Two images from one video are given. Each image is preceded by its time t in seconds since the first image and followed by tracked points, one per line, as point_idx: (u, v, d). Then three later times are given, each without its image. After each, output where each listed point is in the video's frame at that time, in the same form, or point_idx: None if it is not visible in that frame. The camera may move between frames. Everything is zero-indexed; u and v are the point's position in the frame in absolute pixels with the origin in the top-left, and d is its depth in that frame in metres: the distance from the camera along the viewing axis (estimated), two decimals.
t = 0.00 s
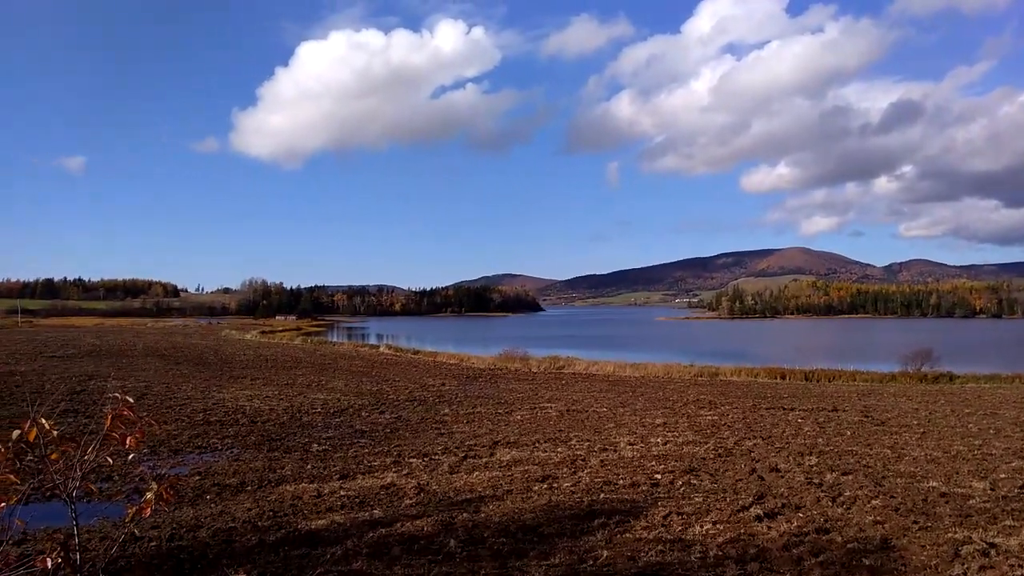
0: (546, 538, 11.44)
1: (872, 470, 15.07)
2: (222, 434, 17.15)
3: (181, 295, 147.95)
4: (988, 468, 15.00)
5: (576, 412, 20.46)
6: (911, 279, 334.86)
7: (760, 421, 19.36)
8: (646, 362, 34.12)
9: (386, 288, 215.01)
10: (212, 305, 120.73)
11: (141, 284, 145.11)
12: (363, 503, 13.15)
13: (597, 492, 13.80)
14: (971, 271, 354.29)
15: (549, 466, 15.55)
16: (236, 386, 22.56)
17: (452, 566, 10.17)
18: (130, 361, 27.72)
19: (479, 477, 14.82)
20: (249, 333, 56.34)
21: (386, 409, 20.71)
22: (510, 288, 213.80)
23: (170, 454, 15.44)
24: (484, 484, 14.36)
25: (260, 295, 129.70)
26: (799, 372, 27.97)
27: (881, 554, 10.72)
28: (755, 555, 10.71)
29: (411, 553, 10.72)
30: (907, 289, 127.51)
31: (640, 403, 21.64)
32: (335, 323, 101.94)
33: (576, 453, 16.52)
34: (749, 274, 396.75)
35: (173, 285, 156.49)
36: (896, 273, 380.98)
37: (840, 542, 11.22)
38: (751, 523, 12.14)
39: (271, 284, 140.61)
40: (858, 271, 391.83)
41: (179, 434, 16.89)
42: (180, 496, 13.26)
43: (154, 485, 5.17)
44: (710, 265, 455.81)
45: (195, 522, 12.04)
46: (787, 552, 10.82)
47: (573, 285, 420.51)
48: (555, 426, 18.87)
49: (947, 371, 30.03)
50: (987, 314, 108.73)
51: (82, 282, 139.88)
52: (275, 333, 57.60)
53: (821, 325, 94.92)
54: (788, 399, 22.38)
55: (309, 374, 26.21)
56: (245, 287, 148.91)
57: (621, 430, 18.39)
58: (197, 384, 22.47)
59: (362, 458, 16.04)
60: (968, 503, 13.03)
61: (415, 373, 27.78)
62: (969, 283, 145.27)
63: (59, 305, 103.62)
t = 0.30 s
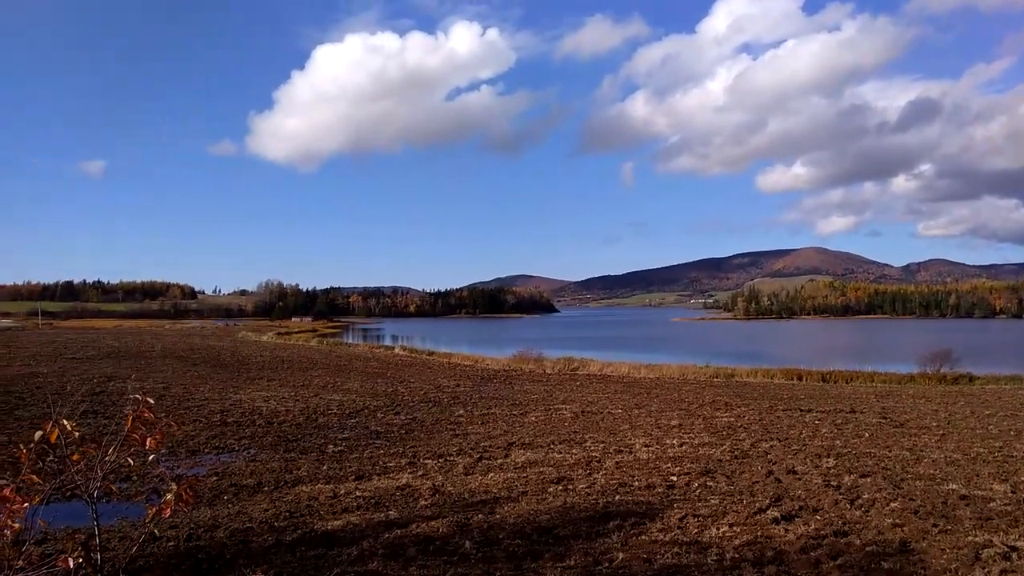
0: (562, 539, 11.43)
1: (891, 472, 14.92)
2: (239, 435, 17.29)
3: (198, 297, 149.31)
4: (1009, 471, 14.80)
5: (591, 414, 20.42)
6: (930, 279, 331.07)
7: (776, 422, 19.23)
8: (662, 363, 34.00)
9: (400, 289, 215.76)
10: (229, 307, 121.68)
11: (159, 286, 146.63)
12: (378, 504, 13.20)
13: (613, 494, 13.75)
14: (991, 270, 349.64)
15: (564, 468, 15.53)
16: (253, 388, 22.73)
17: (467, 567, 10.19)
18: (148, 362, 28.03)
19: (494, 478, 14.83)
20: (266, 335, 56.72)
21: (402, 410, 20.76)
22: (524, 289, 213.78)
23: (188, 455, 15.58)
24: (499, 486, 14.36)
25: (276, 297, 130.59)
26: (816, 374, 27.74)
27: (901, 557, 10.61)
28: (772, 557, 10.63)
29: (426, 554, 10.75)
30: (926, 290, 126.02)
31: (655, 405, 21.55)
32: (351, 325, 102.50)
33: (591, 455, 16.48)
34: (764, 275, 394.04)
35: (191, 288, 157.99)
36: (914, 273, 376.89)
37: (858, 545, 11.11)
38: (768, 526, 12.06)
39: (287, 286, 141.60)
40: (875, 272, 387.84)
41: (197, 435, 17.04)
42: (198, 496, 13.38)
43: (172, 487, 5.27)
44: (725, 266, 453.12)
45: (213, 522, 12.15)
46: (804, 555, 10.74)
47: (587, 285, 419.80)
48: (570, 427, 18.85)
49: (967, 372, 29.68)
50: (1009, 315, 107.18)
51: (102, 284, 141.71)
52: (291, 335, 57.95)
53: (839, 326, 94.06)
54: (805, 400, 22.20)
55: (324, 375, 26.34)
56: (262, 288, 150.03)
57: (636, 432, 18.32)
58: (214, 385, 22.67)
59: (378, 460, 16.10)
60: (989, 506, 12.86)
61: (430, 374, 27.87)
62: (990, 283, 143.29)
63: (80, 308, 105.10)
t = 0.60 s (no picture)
0: (571, 542, 11.41)
1: (903, 476, 14.79)
2: (250, 437, 17.37)
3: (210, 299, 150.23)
4: None
5: (601, 416, 20.37)
6: (945, 281, 328.49)
7: (788, 425, 19.13)
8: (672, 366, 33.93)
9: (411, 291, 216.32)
10: (240, 309, 122.27)
11: (171, 288, 147.59)
12: (388, 506, 13.22)
13: (622, 497, 13.69)
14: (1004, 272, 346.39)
15: (574, 470, 15.51)
16: (264, 389, 22.85)
17: (476, 570, 10.18)
18: (160, 364, 28.22)
19: (504, 481, 14.81)
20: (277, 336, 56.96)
21: (411, 412, 20.79)
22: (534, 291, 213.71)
23: (200, 456, 15.66)
24: (509, 488, 14.35)
25: (287, 298, 131.16)
26: (827, 376, 27.57)
27: (913, 561, 10.51)
28: (783, 561, 10.56)
29: (436, 556, 10.76)
30: (939, 292, 125.02)
31: (666, 407, 21.48)
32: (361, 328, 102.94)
33: (601, 457, 16.44)
34: (774, 277, 392.07)
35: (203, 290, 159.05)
36: (926, 275, 373.95)
37: (871, 549, 11.02)
38: (779, 529, 11.99)
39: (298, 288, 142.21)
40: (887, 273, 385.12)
41: (208, 437, 17.12)
42: (210, 497, 13.46)
43: (184, 488, 5.31)
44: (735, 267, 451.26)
45: (224, 523, 12.20)
46: (816, 559, 10.66)
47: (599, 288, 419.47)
48: (580, 429, 18.83)
49: (980, 374, 29.42)
50: None
51: (115, 286, 142.84)
52: (302, 337, 58.13)
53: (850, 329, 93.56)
54: (816, 403, 22.08)
55: (335, 377, 26.43)
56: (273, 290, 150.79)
57: (647, 434, 18.27)
58: (225, 387, 22.81)
59: (387, 461, 16.13)
60: (1003, 510, 12.71)
61: (439, 376, 27.91)
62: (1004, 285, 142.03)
63: (93, 309, 105.96)
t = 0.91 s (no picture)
0: (585, 538, 11.42)
1: (919, 472, 14.68)
2: (264, 434, 17.49)
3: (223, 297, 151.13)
4: None
5: (613, 412, 20.35)
6: (960, 276, 325.21)
7: (802, 421, 19.03)
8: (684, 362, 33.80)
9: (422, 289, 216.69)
10: (254, 307, 123.02)
11: (186, 287, 148.85)
12: (402, 502, 13.27)
13: (635, 493, 13.69)
14: (1020, 266, 342.59)
15: (586, 466, 15.51)
16: (277, 386, 22.99)
17: (490, 566, 10.21)
18: (175, 362, 28.45)
19: (517, 477, 14.83)
20: (290, 334, 57.17)
21: (424, 409, 20.88)
22: (545, 288, 213.52)
23: (215, 453, 15.80)
24: (521, 484, 14.37)
25: (299, 296, 131.77)
26: (842, 372, 27.39)
27: (930, 558, 10.43)
28: (798, 557, 10.51)
29: (449, 552, 10.79)
30: (955, 287, 123.76)
31: (679, 404, 21.43)
32: (373, 325, 103.17)
33: (614, 453, 16.43)
34: (787, 273, 389.68)
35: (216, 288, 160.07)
36: (940, 270, 370.38)
37: (887, 546, 10.94)
38: (794, 525, 11.93)
39: (310, 286, 142.83)
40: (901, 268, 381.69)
41: (222, 434, 17.25)
42: (225, 493, 13.57)
43: (201, 484, 5.10)
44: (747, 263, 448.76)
45: (239, 519, 12.30)
46: (831, 555, 10.60)
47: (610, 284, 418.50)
48: (592, 426, 18.83)
49: (998, 370, 29.11)
50: None
51: (130, 285, 144.03)
52: (315, 334, 58.29)
53: (864, 324, 92.62)
54: (830, 399, 21.95)
55: (348, 374, 26.55)
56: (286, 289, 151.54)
57: (660, 431, 18.23)
58: (240, 384, 22.98)
59: (401, 458, 16.20)
60: (1021, 506, 12.59)
61: (452, 373, 27.96)
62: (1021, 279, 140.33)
63: (109, 308, 106.98)
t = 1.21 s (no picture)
0: (595, 537, 11.40)
1: (932, 472, 14.57)
2: (275, 432, 17.54)
3: (233, 295, 151.81)
4: None
5: (623, 412, 20.32)
6: (971, 276, 322.79)
7: (813, 421, 18.94)
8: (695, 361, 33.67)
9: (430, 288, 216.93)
10: (263, 306, 123.48)
11: (196, 285, 149.61)
12: (412, 500, 13.29)
13: (646, 493, 13.66)
14: None
15: (596, 466, 15.48)
16: (287, 385, 23.06)
17: (501, 564, 10.21)
18: (186, 360, 28.57)
19: (527, 476, 14.82)
20: (300, 333, 57.32)
21: (434, 407, 20.92)
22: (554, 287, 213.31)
23: (226, 450, 15.87)
24: (532, 483, 14.36)
25: (309, 295, 132.13)
26: (853, 372, 27.23)
27: (943, 558, 10.36)
28: (809, 557, 10.46)
29: (460, 551, 10.79)
30: (967, 286, 122.76)
31: (689, 403, 21.37)
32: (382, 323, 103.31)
33: (624, 453, 16.40)
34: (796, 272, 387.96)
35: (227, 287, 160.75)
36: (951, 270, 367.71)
37: (899, 546, 10.87)
38: (805, 525, 11.87)
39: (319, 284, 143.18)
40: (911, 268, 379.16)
41: (233, 431, 17.31)
42: (237, 491, 13.63)
43: (215, 480, 4.95)
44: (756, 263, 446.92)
45: (250, 516, 12.35)
46: (843, 555, 10.55)
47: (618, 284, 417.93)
48: (602, 425, 18.80)
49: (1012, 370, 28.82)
50: None
51: (141, 283, 144.85)
52: (324, 333, 58.42)
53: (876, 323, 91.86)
54: (842, 399, 21.83)
55: (357, 373, 26.61)
56: (296, 287, 152.05)
57: (670, 430, 18.17)
58: (250, 382, 23.06)
59: (410, 456, 16.21)
60: None
61: (462, 372, 27.97)
62: None
63: (120, 307, 107.55)
